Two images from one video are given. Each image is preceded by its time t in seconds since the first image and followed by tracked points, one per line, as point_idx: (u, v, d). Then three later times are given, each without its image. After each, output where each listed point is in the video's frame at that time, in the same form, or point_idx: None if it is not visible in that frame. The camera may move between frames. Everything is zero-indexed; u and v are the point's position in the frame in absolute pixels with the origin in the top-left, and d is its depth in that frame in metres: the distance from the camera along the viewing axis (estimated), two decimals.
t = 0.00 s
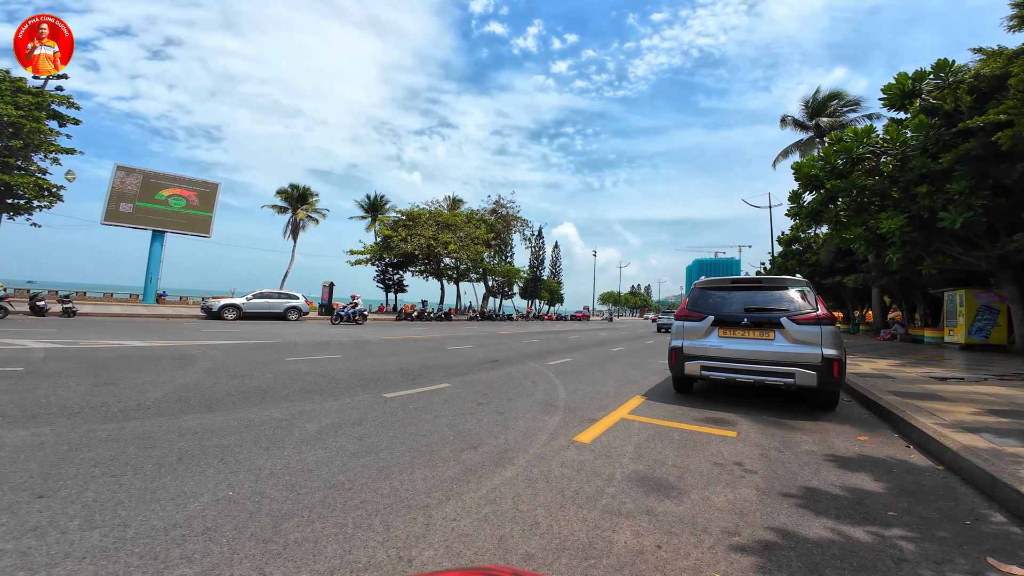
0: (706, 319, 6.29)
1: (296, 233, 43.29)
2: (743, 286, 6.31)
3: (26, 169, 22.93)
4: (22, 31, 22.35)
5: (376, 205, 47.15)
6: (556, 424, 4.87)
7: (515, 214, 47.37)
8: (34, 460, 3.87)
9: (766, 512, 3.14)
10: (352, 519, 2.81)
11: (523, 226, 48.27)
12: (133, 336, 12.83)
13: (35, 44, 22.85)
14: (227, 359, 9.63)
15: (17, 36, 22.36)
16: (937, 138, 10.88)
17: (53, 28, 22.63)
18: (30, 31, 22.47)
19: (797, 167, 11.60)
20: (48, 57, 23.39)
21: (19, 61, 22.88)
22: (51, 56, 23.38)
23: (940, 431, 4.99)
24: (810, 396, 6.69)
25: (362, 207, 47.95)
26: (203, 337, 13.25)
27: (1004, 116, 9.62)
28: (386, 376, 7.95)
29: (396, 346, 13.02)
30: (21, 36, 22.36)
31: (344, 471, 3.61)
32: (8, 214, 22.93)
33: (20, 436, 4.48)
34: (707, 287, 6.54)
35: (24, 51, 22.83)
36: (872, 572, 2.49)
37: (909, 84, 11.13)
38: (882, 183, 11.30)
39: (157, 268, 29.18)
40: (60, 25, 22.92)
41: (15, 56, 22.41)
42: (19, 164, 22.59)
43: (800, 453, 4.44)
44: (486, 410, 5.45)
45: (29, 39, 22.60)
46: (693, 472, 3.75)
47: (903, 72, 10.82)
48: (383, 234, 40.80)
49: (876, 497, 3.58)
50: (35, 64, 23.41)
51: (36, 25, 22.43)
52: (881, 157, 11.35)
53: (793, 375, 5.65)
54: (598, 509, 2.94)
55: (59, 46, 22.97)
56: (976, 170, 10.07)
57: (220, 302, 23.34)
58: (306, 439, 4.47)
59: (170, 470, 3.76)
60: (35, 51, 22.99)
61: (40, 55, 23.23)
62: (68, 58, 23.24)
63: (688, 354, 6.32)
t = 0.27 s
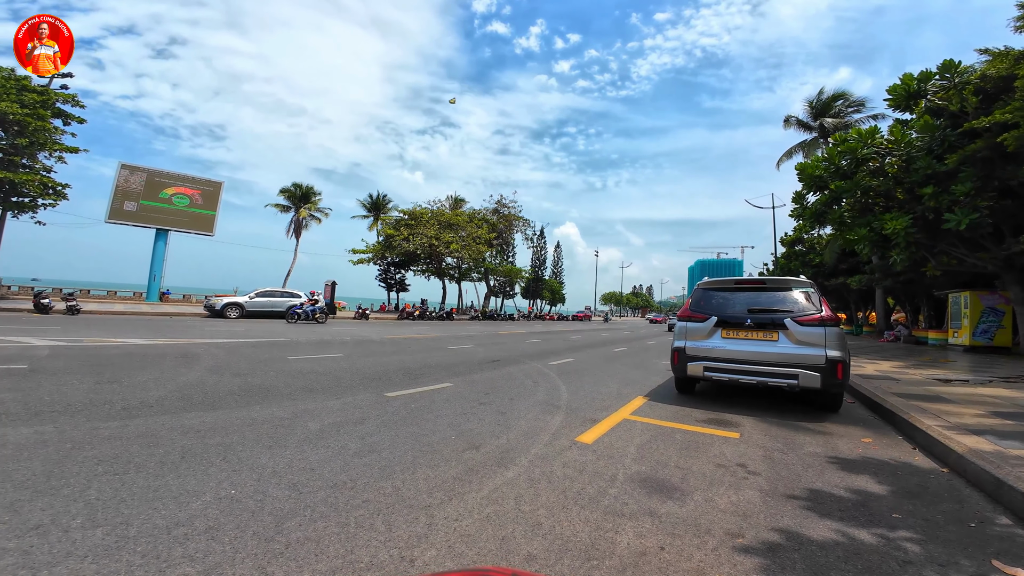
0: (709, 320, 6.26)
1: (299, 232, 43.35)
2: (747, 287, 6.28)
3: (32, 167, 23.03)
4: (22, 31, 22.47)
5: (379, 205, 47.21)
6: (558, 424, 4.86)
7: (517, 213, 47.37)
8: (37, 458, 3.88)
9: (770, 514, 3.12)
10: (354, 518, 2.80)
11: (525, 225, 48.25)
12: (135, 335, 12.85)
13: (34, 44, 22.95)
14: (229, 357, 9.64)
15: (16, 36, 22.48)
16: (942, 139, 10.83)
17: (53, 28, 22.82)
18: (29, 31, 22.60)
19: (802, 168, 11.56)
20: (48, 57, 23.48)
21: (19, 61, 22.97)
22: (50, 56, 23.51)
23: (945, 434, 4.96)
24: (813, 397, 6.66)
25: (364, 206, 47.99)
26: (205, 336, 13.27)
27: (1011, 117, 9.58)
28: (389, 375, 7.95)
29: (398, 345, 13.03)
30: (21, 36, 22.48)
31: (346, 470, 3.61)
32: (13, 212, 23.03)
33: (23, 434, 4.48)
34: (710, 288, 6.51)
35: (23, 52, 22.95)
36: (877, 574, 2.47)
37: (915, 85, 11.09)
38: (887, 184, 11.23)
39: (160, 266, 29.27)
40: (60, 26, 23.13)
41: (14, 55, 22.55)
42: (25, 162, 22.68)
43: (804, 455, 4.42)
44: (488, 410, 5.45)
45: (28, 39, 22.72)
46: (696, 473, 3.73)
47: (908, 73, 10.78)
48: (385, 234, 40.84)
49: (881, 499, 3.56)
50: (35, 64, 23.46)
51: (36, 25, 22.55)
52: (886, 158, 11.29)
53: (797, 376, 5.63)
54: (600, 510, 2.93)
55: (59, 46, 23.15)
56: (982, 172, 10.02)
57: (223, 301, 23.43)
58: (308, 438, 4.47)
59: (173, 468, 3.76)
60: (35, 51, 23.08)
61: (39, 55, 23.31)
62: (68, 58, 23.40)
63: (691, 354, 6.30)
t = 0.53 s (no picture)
0: (711, 321, 6.26)
1: (301, 231, 43.42)
2: (748, 288, 6.28)
3: (35, 166, 23.13)
4: (22, 31, 22.60)
5: (381, 204, 47.28)
6: (559, 424, 4.86)
7: (519, 213, 47.39)
8: (40, 455, 3.90)
9: (770, 515, 3.12)
10: (355, 517, 2.81)
11: (526, 225, 48.27)
12: (137, 333, 12.90)
13: (34, 44, 23.06)
14: (231, 356, 9.66)
15: (17, 36, 22.60)
16: (946, 140, 10.80)
17: (53, 28, 23.06)
18: (29, 31, 22.76)
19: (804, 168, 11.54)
20: (48, 57, 23.49)
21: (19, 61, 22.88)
22: (50, 56, 23.59)
23: (947, 436, 4.94)
24: (815, 398, 6.65)
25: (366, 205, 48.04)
26: (207, 334, 13.31)
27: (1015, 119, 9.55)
28: (390, 375, 7.97)
29: (399, 344, 13.04)
30: (21, 36, 22.61)
31: (348, 468, 3.63)
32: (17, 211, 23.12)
33: (26, 432, 4.50)
34: (712, 288, 6.51)
35: (23, 52, 22.92)
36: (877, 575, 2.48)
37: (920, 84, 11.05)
38: (890, 184, 11.19)
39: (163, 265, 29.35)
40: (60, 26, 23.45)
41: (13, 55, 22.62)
42: (29, 161, 22.78)
43: (805, 456, 4.41)
44: (489, 409, 5.46)
45: (29, 39, 22.84)
46: (697, 473, 3.73)
47: (912, 73, 10.77)
48: (387, 233, 40.88)
49: (882, 501, 3.56)
50: (35, 64, 23.37)
51: (36, 25, 22.77)
52: (889, 158, 11.25)
53: (798, 377, 5.62)
54: (599, 510, 2.94)
55: (59, 46, 23.36)
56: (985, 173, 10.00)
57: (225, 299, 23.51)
58: (310, 436, 4.49)
59: (175, 466, 3.77)
60: (35, 51, 23.15)
61: (39, 55, 23.31)
62: (68, 57, 23.48)
63: (692, 355, 6.30)
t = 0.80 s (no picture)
0: (711, 321, 6.26)
1: (302, 230, 43.48)
2: (749, 288, 6.27)
3: (38, 166, 23.19)
4: (22, 31, 22.71)
5: (382, 204, 47.33)
6: (558, 424, 4.87)
7: (520, 213, 47.38)
8: (41, 453, 3.92)
9: (769, 516, 3.12)
10: (354, 516, 2.82)
11: (527, 225, 48.26)
12: (138, 332, 12.92)
13: (34, 44, 23.12)
14: (231, 355, 9.66)
15: (17, 36, 22.68)
16: (948, 140, 10.78)
17: (53, 28, 23.34)
18: (29, 31, 22.89)
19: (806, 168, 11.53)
20: (48, 57, 23.48)
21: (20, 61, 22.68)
22: (50, 56, 23.63)
23: (947, 437, 4.94)
24: (815, 399, 6.64)
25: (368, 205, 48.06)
26: (208, 333, 13.33)
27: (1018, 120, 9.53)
28: (390, 374, 7.97)
29: (399, 343, 13.05)
30: (21, 36, 22.70)
31: (348, 467, 3.64)
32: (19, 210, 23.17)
33: (27, 430, 4.52)
34: (712, 288, 6.51)
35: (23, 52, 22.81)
36: None
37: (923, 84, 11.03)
38: (892, 184, 11.16)
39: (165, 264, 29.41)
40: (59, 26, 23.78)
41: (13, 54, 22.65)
42: (31, 160, 22.84)
43: (805, 457, 4.41)
44: (488, 409, 5.47)
45: (29, 39, 22.93)
46: (696, 473, 3.74)
47: (914, 74, 10.74)
48: (388, 233, 40.90)
49: (880, 501, 3.56)
50: (36, 64, 23.23)
51: (36, 25, 22.93)
52: (891, 159, 11.24)
53: (798, 378, 5.62)
54: (597, 510, 2.94)
55: (59, 46, 23.53)
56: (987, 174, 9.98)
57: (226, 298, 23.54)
58: (310, 435, 4.50)
59: (176, 464, 3.78)
60: (35, 51, 23.17)
61: (39, 55, 23.25)
62: (68, 57, 23.55)
63: (692, 355, 6.30)
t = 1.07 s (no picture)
0: (711, 321, 6.27)
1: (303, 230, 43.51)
2: (749, 288, 6.27)
3: (40, 165, 23.24)
4: (22, 31, 22.74)
5: (383, 203, 47.35)
6: (558, 424, 4.88)
7: (520, 213, 47.38)
8: (43, 452, 3.93)
9: (768, 515, 3.13)
10: (354, 514, 2.83)
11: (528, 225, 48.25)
12: (139, 331, 12.94)
13: (34, 44, 23.14)
14: (232, 355, 9.68)
15: (17, 36, 22.71)
16: (950, 140, 10.75)
17: (53, 28, 23.39)
18: (29, 31, 22.93)
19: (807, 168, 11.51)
20: (48, 57, 23.52)
21: (20, 61, 22.76)
22: (50, 56, 23.67)
23: (947, 437, 4.94)
24: (815, 399, 6.64)
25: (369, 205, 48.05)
26: (208, 333, 13.34)
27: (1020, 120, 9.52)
28: (390, 374, 7.98)
29: (400, 343, 13.06)
30: (22, 36, 22.74)
31: (348, 467, 3.64)
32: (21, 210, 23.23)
33: (30, 429, 4.54)
34: (712, 288, 6.52)
35: (23, 52, 22.88)
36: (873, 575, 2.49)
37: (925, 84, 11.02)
38: (893, 185, 11.14)
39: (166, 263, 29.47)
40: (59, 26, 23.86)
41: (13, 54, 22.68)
42: (33, 160, 22.88)
43: (805, 457, 4.41)
44: (488, 409, 5.48)
45: (29, 39, 22.97)
46: (696, 473, 3.75)
47: (916, 74, 10.72)
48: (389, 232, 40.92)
49: (880, 502, 3.56)
50: (36, 64, 23.26)
51: (36, 25, 22.99)
52: (893, 159, 11.21)
53: (798, 378, 5.62)
54: (596, 510, 2.94)
55: (59, 46, 23.58)
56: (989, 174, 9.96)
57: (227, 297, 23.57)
58: (310, 435, 4.51)
59: (177, 463, 3.80)
60: (35, 51, 23.20)
61: (39, 55, 23.29)
62: (68, 57, 23.58)
63: (693, 355, 6.31)
